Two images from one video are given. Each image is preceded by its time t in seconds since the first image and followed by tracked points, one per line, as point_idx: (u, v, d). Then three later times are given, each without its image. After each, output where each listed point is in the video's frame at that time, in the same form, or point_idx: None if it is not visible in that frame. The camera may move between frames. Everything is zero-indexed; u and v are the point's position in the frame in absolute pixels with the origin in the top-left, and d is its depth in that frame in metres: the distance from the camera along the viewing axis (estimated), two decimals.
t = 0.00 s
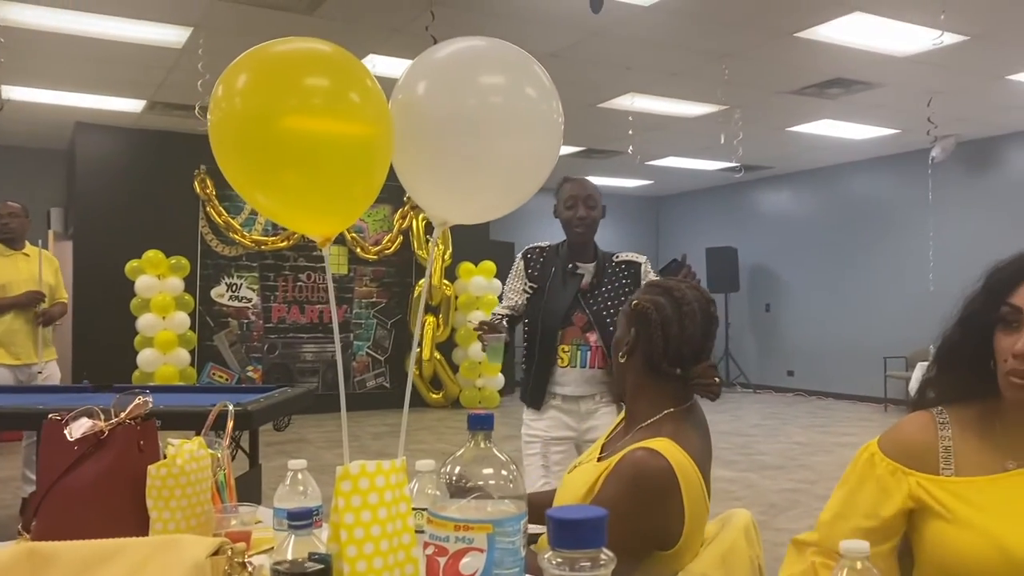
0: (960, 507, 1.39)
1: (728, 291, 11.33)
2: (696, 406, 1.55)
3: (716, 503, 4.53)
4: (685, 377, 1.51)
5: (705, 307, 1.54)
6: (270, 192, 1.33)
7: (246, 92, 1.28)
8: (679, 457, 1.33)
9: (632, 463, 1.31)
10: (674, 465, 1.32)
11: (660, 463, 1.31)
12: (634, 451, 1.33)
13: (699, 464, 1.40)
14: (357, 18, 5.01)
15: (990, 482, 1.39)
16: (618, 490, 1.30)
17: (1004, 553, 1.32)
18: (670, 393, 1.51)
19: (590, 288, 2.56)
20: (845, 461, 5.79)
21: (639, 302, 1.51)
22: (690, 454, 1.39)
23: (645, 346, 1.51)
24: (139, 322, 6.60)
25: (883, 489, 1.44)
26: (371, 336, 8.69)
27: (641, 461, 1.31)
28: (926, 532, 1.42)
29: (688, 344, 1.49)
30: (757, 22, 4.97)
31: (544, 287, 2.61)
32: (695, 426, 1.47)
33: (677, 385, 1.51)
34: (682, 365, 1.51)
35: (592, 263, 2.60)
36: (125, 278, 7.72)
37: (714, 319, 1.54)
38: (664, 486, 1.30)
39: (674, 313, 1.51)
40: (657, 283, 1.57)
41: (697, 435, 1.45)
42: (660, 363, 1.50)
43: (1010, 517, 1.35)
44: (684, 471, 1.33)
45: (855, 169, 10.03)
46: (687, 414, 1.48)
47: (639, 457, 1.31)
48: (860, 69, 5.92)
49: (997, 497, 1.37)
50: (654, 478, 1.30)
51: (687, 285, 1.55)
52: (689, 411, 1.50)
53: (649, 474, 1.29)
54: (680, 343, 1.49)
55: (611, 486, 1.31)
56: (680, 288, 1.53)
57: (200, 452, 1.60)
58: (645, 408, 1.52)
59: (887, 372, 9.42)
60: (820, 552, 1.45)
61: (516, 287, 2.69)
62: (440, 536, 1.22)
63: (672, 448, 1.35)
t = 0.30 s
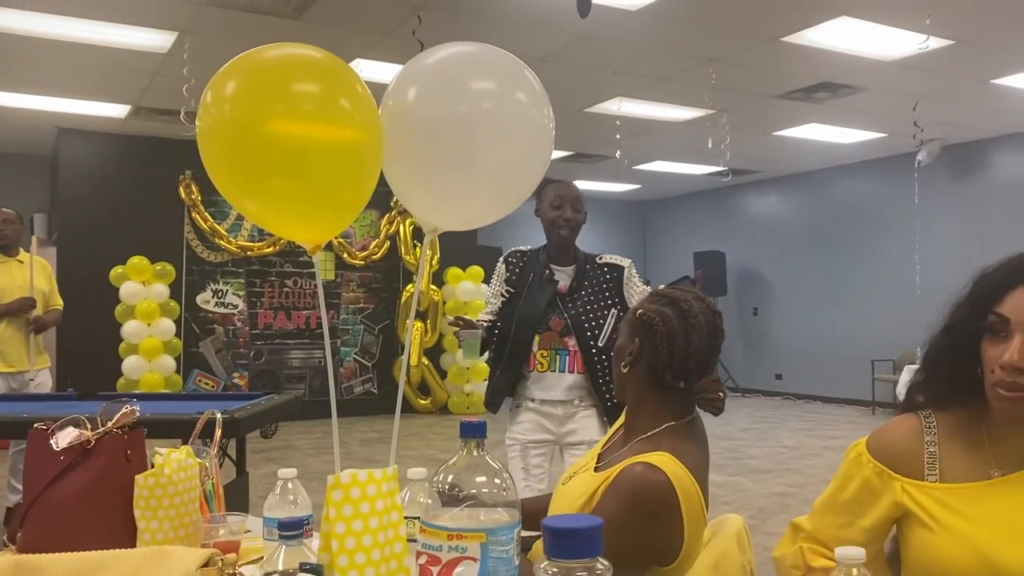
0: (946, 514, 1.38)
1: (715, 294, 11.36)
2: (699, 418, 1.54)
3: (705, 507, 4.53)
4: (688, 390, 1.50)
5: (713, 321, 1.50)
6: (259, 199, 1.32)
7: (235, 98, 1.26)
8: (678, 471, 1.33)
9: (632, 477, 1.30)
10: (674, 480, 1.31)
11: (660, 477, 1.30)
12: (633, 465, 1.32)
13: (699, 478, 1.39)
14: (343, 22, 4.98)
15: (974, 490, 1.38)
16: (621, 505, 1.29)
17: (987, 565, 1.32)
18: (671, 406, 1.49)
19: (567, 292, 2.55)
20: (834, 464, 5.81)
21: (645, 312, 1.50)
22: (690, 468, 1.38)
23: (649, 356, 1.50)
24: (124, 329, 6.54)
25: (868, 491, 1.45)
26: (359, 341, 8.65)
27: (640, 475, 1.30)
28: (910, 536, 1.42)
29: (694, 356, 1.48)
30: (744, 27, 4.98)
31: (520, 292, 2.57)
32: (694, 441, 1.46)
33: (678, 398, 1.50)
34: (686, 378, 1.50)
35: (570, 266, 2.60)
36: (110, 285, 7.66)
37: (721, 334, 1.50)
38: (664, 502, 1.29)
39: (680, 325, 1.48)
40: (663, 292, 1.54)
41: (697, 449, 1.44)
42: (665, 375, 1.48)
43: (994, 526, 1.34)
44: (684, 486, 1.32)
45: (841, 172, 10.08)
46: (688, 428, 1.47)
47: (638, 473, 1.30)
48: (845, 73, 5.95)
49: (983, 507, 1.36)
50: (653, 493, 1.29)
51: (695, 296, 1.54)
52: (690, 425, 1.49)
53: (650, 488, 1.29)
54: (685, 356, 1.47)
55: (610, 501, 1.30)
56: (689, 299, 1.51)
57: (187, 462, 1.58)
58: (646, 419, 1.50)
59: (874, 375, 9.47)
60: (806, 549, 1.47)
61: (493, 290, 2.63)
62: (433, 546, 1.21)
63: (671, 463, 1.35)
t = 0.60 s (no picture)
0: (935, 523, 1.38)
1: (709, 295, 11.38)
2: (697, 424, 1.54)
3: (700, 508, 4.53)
4: (686, 396, 1.49)
5: (712, 324, 1.52)
6: (248, 203, 1.32)
7: (223, 102, 1.26)
8: (673, 478, 1.33)
9: (629, 483, 1.31)
10: (669, 487, 1.31)
11: (656, 484, 1.30)
12: (630, 472, 1.33)
13: (695, 484, 1.39)
14: (336, 24, 4.98)
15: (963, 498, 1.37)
16: (619, 509, 1.29)
17: None
18: (668, 411, 1.49)
19: (556, 286, 2.54)
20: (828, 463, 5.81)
21: (642, 317, 1.50)
22: (685, 474, 1.38)
23: (647, 361, 1.50)
24: (118, 332, 6.53)
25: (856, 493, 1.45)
26: (353, 344, 8.65)
27: (637, 481, 1.30)
28: (900, 542, 1.43)
29: (692, 362, 1.48)
30: (736, 28, 4.99)
31: (513, 287, 2.59)
32: (691, 447, 1.45)
33: (675, 404, 1.50)
34: (684, 384, 1.49)
35: (563, 261, 2.58)
36: (103, 289, 7.64)
37: (719, 337, 1.53)
38: (659, 509, 1.29)
39: (679, 330, 1.49)
40: (661, 297, 1.55)
41: (693, 455, 1.44)
42: (663, 380, 1.48)
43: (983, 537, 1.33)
44: (680, 492, 1.32)
45: (834, 172, 10.11)
46: (684, 433, 1.47)
47: (634, 479, 1.31)
48: (838, 73, 5.97)
49: (972, 517, 1.35)
50: (649, 500, 1.29)
51: (692, 301, 1.54)
52: (686, 430, 1.49)
53: (646, 493, 1.29)
54: (684, 361, 1.48)
55: (605, 506, 1.31)
56: (687, 305, 1.51)
57: (178, 467, 1.59)
58: (642, 423, 1.50)
59: (868, 374, 9.49)
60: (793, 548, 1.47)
61: (488, 289, 2.66)
62: (424, 549, 1.21)
63: (666, 468, 1.35)
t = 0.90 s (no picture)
0: (932, 534, 1.37)
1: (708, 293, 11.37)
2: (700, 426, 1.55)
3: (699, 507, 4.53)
4: (685, 397, 1.49)
5: (710, 325, 1.52)
6: (242, 203, 1.31)
7: (216, 101, 1.26)
8: (674, 478, 1.32)
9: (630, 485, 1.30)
10: (670, 488, 1.31)
11: (657, 485, 1.30)
12: (630, 475, 1.32)
13: (695, 485, 1.39)
14: (333, 24, 4.97)
15: (964, 513, 1.35)
16: (618, 510, 1.29)
17: None
18: (668, 412, 1.49)
19: (559, 295, 2.53)
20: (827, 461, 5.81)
21: (642, 317, 1.50)
22: (685, 476, 1.38)
23: (648, 362, 1.50)
24: (117, 334, 6.52)
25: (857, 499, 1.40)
26: (353, 344, 8.64)
27: (637, 484, 1.30)
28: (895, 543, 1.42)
29: (691, 363, 1.48)
30: (734, 26, 4.99)
31: (514, 293, 2.58)
32: (691, 450, 1.45)
33: (675, 405, 1.49)
34: (683, 385, 1.49)
35: (565, 268, 2.57)
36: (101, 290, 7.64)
37: (717, 337, 1.53)
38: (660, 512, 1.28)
39: (679, 331, 1.49)
40: (660, 297, 1.55)
41: (693, 458, 1.44)
42: (662, 381, 1.48)
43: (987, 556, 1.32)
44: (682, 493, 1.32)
45: (832, 171, 10.11)
46: (683, 435, 1.47)
47: (634, 481, 1.30)
48: (835, 71, 5.96)
49: (976, 535, 1.33)
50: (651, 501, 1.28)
51: (692, 301, 1.54)
52: (684, 431, 1.49)
53: (646, 494, 1.29)
54: (684, 363, 1.47)
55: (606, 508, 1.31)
56: (687, 306, 1.51)
57: (176, 468, 1.58)
58: (642, 424, 1.50)
59: (868, 372, 9.49)
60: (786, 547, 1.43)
61: (490, 296, 2.65)
62: (419, 549, 1.21)
63: (666, 469, 1.35)
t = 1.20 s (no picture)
0: (933, 538, 1.33)
1: (708, 292, 11.38)
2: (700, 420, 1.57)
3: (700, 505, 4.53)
4: (683, 392, 1.50)
5: (709, 321, 1.52)
6: (243, 202, 1.31)
7: (217, 101, 1.26)
8: (676, 475, 1.33)
9: (630, 482, 1.31)
10: (673, 483, 1.31)
11: (659, 482, 1.30)
12: (631, 470, 1.33)
13: (695, 479, 1.40)
14: (332, 23, 4.97)
15: (968, 521, 1.31)
16: (618, 509, 1.30)
17: None
18: (666, 407, 1.49)
19: (561, 285, 2.53)
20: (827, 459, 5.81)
21: (640, 312, 1.50)
22: (686, 472, 1.39)
23: (645, 357, 1.49)
24: (117, 333, 6.52)
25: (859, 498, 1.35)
26: (353, 343, 8.64)
27: (639, 479, 1.30)
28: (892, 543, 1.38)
29: (690, 359, 1.48)
30: (733, 23, 4.98)
31: (514, 285, 2.57)
32: (689, 445, 1.47)
33: (672, 400, 1.49)
34: (682, 380, 1.49)
35: (564, 258, 2.57)
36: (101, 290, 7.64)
37: (716, 332, 1.53)
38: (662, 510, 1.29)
39: (678, 327, 1.49)
40: (658, 291, 1.55)
41: (692, 453, 1.45)
42: (660, 376, 1.48)
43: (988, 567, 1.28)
44: (683, 488, 1.32)
45: (831, 168, 10.12)
46: (680, 428, 1.48)
47: (635, 477, 1.31)
48: (835, 69, 5.96)
49: (980, 543, 1.29)
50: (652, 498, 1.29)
51: (691, 297, 1.54)
52: (682, 426, 1.49)
53: (645, 494, 1.29)
54: (682, 358, 1.47)
55: (605, 506, 1.32)
56: (686, 301, 1.51)
57: (177, 467, 1.59)
58: (639, 419, 1.50)
59: (868, 369, 9.49)
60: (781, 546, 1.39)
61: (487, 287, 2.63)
62: (422, 547, 1.21)
63: (668, 464, 1.35)
